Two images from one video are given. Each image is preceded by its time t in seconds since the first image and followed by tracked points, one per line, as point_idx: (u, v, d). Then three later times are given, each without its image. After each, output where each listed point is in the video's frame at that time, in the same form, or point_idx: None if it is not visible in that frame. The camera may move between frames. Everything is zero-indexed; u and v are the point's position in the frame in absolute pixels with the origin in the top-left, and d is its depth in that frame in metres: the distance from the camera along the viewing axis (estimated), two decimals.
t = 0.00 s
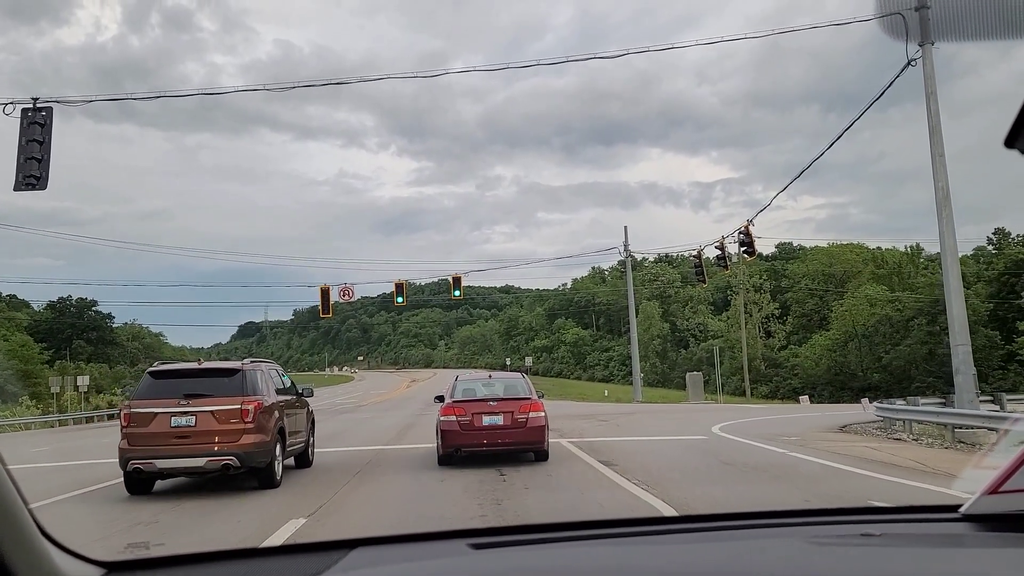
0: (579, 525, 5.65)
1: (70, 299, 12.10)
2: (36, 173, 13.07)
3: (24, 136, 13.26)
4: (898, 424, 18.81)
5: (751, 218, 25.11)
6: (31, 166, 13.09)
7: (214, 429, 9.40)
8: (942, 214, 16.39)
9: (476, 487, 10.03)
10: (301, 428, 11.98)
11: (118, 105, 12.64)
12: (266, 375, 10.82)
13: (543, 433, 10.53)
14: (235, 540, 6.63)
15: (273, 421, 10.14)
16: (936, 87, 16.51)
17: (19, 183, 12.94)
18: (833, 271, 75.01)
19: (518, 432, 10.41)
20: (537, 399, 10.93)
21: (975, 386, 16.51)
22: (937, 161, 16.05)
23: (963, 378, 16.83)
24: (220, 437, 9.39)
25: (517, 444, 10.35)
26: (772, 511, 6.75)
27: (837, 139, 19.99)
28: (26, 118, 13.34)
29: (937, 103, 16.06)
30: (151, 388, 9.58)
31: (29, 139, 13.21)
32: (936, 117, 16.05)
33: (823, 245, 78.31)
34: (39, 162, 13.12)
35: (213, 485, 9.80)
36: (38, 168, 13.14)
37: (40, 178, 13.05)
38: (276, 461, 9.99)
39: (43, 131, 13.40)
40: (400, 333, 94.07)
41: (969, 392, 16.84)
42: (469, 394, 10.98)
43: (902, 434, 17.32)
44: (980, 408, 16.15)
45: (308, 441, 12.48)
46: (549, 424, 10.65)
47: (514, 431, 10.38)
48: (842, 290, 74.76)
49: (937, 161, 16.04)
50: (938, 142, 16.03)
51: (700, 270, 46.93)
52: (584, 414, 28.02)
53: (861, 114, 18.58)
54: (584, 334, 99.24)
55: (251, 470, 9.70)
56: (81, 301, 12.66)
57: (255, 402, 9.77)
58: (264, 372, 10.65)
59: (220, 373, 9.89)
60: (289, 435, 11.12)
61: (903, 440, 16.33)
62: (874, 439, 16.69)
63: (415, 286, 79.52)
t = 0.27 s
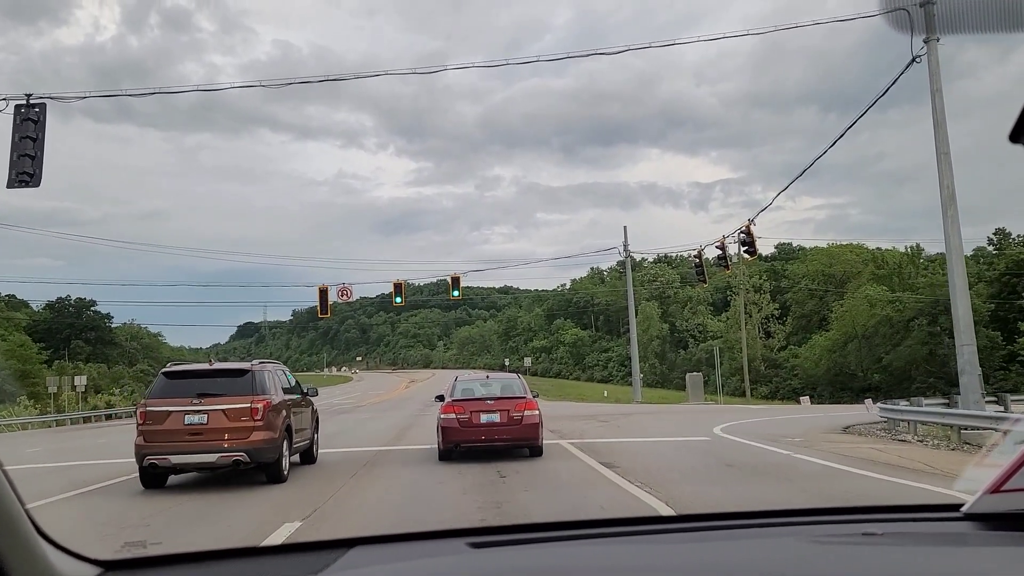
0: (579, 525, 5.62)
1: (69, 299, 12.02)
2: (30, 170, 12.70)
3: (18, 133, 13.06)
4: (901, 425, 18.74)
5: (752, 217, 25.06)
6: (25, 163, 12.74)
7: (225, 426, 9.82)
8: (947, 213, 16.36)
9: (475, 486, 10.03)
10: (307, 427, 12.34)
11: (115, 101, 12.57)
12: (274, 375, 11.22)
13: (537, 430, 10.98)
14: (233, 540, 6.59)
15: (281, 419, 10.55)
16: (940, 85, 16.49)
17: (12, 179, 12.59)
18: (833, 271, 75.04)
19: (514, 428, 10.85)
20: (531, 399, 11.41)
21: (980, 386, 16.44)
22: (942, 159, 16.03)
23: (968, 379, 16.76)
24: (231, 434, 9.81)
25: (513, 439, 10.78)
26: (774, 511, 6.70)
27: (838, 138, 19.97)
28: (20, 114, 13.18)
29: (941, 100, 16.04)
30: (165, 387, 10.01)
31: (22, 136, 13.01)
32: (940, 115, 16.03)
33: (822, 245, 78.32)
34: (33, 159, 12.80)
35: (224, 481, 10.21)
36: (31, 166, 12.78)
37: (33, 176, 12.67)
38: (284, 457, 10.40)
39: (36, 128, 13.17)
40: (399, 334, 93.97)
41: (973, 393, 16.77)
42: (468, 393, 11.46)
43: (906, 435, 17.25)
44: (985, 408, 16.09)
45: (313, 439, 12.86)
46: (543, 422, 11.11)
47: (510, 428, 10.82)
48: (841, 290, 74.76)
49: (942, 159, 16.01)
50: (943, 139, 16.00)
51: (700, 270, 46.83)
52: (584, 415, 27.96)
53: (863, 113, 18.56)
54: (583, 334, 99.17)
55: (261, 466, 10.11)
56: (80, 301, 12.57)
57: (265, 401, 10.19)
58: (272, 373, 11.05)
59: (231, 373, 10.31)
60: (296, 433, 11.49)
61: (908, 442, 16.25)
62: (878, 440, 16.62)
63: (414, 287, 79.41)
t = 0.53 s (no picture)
0: (581, 524, 5.62)
1: (71, 298, 11.92)
2: (23, 164, 12.58)
3: (11, 125, 12.79)
4: (907, 426, 18.68)
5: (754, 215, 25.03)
6: (18, 157, 12.61)
7: (239, 422, 10.51)
8: (955, 210, 16.34)
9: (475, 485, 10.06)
10: (313, 423, 12.99)
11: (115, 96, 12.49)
12: (283, 374, 11.91)
13: (532, 426, 11.65)
14: (234, 539, 6.59)
15: (291, 416, 11.24)
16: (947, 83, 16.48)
17: (6, 174, 12.52)
18: (834, 270, 75.01)
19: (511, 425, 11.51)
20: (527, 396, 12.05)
21: (988, 387, 16.36)
22: (950, 156, 16.01)
23: (976, 379, 16.69)
24: (244, 429, 10.51)
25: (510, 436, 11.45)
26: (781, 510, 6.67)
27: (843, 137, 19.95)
28: (14, 108, 12.88)
29: (948, 97, 16.02)
30: (182, 385, 10.71)
31: (16, 129, 12.76)
32: (948, 113, 16.02)
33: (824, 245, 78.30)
34: (27, 153, 12.63)
35: (236, 473, 10.91)
36: (25, 159, 12.66)
37: (26, 170, 12.56)
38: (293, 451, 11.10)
39: (30, 121, 12.91)
40: (399, 333, 93.96)
41: (982, 393, 16.70)
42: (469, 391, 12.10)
43: (913, 436, 17.19)
44: (993, 409, 16.02)
45: (319, 434, 13.53)
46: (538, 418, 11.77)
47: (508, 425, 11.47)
48: (842, 289, 74.73)
49: (950, 156, 15.99)
50: (950, 137, 15.98)
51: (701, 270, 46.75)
52: (585, 414, 27.94)
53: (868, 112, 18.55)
54: (583, 334, 99.10)
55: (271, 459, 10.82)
56: (81, 300, 12.46)
57: (275, 399, 10.89)
58: (281, 372, 11.73)
59: (244, 371, 11.01)
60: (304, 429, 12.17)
61: (915, 443, 16.18)
62: (884, 441, 16.56)
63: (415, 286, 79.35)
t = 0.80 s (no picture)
0: (580, 528, 5.60)
1: (69, 297, 11.87)
2: (15, 159, 11.29)
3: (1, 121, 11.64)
4: (912, 427, 18.62)
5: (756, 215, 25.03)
6: (9, 152, 11.31)
7: (250, 419, 11.21)
8: (961, 209, 16.32)
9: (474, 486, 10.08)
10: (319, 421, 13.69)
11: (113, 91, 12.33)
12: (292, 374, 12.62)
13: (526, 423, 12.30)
14: (233, 540, 6.57)
15: (299, 413, 11.94)
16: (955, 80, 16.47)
17: None
18: (834, 271, 75.01)
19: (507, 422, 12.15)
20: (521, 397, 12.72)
21: (996, 389, 16.30)
22: (957, 154, 15.98)
23: (983, 381, 16.63)
24: (255, 426, 11.21)
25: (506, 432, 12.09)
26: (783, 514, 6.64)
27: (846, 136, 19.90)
28: (4, 103, 11.80)
29: (955, 95, 15.99)
30: (197, 384, 11.44)
31: (7, 124, 11.60)
32: (955, 111, 16.00)
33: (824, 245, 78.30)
34: (19, 147, 11.35)
35: (248, 467, 11.60)
36: (17, 155, 11.36)
37: (19, 164, 11.24)
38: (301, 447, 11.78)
39: (22, 117, 11.81)
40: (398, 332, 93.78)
41: (990, 395, 16.68)
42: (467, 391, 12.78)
43: (919, 438, 17.12)
44: (1000, 411, 15.96)
45: (324, 431, 14.21)
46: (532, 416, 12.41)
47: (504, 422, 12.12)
48: (842, 290, 74.72)
49: (957, 154, 15.96)
50: (958, 135, 15.96)
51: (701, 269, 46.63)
52: (584, 415, 27.89)
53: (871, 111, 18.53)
54: (582, 334, 99.02)
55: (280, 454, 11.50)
56: (80, 298, 12.39)
57: (285, 398, 11.58)
58: (290, 372, 12.44)
59: (255, 372, 11.73)
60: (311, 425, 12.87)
61: (922, 445, 16.10)
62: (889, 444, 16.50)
63: (414, 285, 79.19)
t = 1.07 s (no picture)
0: (579, 526, 5.61)
1: (68, 295, 12.04)
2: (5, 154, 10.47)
3: None
4: (920, 428, 18.56)
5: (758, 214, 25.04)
6: None
7: (264, 415, 11.95)
8: (971, 206, 16.31)
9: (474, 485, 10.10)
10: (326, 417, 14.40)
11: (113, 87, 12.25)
12: (302, 373, 13.35)
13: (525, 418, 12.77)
14: (232, 539, 6.57)
15: (309, 410, 12.66)
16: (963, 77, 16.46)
17: None
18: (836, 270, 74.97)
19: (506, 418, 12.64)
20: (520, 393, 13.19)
21: (1006, 388, 16.30)
22: (966, 151, 15.97)
23: (993, 381, 16.60)
24: (269, 422, 11.94)
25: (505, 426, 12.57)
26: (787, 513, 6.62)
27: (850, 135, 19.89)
28: None
29: (963, 92, 15.98)
30: (214, 383, 12.19)
31: None
32: (965, 109, 15.98)
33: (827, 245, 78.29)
34: (9, 141, 10.55)
35: (261, 461, 12.32)
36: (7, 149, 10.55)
37: (9, 159, 10.45)
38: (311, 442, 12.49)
39: (12, 109, 10.96)
40: (399, 332, 93.83)
41: (1000, 395, 16.66)
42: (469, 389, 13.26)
43: (929, 438, 17.06)
44: (1012, 411, 15.93)
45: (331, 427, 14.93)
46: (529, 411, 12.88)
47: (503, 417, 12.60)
48: (844, 289, 74.68)
49: (967, 151, 15.96)
50: (967, 132, 15.94)
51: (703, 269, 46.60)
52: (587, 414, 27.88)
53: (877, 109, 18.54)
54: (583, 334, 99.02)
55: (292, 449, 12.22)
56: (79, 297, 12.52)
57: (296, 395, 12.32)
58: (300, 372, 13.17)
59: (268, 371, 12.47)
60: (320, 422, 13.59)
61: (932, 446, 16.05)
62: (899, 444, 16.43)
63: (415, 285, 79.22)
